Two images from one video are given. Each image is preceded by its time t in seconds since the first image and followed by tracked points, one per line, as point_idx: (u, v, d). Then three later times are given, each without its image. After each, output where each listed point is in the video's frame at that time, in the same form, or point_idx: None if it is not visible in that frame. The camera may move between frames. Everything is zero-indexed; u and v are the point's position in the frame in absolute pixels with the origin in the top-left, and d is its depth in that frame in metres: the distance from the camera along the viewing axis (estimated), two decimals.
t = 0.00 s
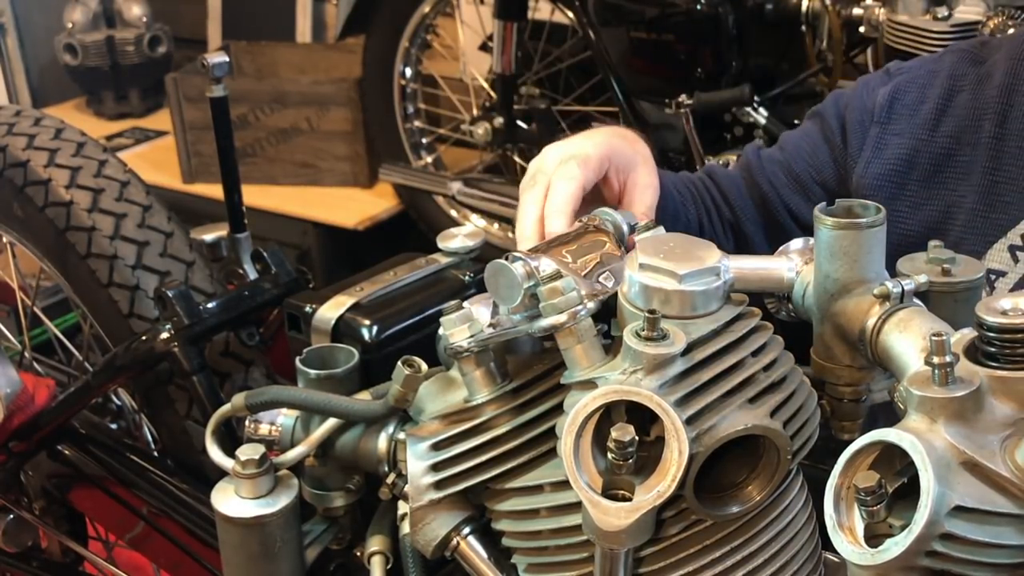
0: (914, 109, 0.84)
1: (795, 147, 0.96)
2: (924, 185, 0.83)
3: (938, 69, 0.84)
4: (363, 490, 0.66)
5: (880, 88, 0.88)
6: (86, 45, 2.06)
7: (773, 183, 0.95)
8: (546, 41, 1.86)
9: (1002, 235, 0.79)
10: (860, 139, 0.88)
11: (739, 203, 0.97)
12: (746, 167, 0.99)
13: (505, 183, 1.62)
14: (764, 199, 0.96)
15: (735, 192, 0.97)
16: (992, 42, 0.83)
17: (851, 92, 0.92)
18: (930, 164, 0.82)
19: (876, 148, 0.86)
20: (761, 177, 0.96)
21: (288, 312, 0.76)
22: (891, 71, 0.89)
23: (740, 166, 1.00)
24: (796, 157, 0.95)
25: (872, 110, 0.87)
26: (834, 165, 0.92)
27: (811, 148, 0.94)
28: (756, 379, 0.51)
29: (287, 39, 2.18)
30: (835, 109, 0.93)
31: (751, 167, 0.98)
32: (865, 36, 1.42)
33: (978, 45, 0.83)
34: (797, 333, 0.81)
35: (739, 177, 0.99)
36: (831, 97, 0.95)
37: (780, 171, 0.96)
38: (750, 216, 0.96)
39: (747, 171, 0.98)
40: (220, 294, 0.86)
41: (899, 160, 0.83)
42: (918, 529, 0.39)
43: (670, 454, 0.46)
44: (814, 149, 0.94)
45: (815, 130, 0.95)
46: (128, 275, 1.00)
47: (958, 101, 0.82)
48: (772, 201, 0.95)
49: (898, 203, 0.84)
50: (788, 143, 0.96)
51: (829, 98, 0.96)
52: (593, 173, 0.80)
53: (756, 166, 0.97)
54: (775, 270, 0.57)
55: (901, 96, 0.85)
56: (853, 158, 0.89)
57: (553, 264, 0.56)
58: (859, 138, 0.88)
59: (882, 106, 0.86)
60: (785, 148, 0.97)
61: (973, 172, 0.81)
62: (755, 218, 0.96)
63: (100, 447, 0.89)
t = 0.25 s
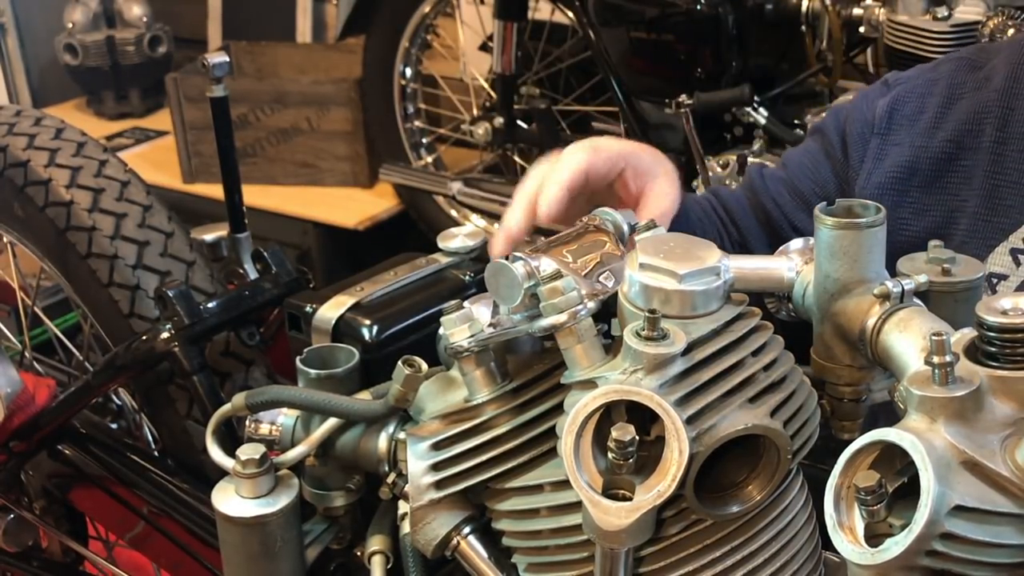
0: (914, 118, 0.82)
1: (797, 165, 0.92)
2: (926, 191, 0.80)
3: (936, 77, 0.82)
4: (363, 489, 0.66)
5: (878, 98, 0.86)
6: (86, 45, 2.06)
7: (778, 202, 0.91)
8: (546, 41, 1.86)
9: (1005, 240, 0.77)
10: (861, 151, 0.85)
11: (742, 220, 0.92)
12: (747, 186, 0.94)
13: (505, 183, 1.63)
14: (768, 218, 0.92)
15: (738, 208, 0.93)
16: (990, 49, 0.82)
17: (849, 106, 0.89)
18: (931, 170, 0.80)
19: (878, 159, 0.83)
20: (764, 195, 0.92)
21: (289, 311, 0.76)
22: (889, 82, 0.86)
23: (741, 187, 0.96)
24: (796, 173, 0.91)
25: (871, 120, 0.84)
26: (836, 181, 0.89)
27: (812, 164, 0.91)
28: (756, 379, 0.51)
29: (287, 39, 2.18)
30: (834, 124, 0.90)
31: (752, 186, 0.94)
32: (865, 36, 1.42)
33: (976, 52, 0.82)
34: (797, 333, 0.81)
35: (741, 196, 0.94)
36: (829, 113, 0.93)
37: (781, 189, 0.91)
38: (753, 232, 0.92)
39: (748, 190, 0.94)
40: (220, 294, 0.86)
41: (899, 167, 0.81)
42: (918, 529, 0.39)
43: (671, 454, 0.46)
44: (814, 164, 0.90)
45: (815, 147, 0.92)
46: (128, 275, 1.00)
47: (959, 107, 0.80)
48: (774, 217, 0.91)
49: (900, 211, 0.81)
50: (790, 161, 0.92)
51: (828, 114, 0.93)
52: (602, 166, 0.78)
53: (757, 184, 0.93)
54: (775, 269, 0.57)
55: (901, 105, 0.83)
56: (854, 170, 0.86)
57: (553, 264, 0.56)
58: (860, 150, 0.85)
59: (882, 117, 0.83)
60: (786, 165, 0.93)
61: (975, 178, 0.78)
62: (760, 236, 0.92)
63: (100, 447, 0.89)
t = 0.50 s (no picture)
0: (915, 128, 0.80)
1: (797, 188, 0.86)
2: (927, 198, 0.78)
3: (937, 85, 0.80)
4: (363, 489, 0.66)
5: (879, 111, 0.84)
6: (86, 45, 2.06)
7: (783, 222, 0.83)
8: (546, 41, 1.86)
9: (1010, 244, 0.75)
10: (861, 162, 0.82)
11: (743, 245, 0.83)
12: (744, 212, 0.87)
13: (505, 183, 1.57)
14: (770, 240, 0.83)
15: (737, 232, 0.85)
16: (988, 55, 0.80)
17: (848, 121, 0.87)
18: (933, 175, 0.77)
19: (880, 169, 0.81)
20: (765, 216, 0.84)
21: (288, 312, 0.76)
22: (889, 94, 0.85)
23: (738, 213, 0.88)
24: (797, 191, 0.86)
25: (871, 130, 0.82)
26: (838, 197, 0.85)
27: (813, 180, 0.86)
28: (756, 379, 0.51)
29: (287, 39, 2.18)
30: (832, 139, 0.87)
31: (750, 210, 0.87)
32: (865, 36, 1.42)
33: (974, 57, 0.80)
34: (797, 334, 0.81)
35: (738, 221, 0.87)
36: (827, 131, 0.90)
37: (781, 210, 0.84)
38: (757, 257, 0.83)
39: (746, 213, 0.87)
40: (220, 294, 0.86)
41: (901, 175, 0.78)
42: (918, 529, 0.39)
43: (671, 454, 0.46)
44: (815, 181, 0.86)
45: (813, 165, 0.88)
46: (128, 275, 1.00)
47: (961, 114, 0.78)
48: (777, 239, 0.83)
49: (902, 219, 0.79)
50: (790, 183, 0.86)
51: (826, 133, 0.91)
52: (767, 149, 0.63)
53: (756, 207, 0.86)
54: (775, 269, 0.57)
55: (902, 113, 0.81)
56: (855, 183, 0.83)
57: (553, 264, 0.56)
58: (861, 161, 0.82)
59: (884, 127, 0.81)
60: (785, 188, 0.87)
61: (979, 183, 0.76)
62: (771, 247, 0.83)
63: (100, 447, 0.89)
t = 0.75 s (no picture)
0: (919, 124, 0.80)
1: (802, 180, 0.85)
2: (932, 196, 0.78)
3: (941, 82, 0.80)
4: (363, 489, 0.66)
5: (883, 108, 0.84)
6: (86, 45, 2.06)
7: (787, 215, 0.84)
8: (546, 41, 1.86)
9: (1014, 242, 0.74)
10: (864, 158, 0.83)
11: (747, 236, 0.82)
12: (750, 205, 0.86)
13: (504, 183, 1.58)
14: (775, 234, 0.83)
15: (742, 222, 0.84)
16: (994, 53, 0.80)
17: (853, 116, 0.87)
18: (938, 173, 0.77)
19: (882, 164, 0.81)
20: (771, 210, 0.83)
21: (288, 312, 0.76)
22: (892, 90, 0.85)
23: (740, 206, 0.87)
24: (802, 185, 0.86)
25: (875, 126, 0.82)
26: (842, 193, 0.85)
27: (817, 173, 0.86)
28: (756, 379, 0.52)
29: (287, 39, 2.18)
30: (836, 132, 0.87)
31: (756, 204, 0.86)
32: (865, 36, 1.42)
33: (980, 55, 0.80)
34: (797, 333, 0.81)
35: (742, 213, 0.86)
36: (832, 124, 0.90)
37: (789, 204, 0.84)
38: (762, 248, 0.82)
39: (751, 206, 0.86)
40: (220, 294, 0.86)
41: (903, 172, 0.78)
42: (918, 529, 0.39)
43: (671, 454, 0.46)
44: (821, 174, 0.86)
45: (818, 157, 0.87)
46: (128, 275, 1.00)
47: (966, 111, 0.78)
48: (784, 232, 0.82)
49: (906, 217, 0.79)
50: (794, 174, 0.86)
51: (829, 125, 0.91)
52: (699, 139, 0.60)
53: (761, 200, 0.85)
54: (775, 269, 0.57)
55: (906, 109, 0.81)
56: (858, 178, 0.83)
57: (553, 264, 0.56)
58: (865, 157, 0.83)
59: (888, 124, 0.81)
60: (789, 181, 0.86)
61: (982, 180, 0.76)
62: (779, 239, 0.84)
63: (100, 447, 0.89)
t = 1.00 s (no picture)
0: (911, 126, 0.80)
1: (793, 181, 0.88)
2: (924, 197, 0.78)
3: (932, 84, 0.80)
4: (363, 489, 0.66)
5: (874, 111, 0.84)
6: (86, 45, 2.06)
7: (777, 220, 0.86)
8: (546, 41, 1.86)
9: (1007, 241, 0.74)
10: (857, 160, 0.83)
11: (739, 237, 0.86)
12: (745, 206, 0.89)
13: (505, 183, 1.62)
14: (766, 234, 0.87)
15: (735, 222, 0.88)
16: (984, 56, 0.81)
17: (845, 119, 0.88)
18: (930, 174, 0.77)
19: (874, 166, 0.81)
20: (762, 211, 0.87)
21: (288, 312, 0.76)
22: (884, 93, 0.85)
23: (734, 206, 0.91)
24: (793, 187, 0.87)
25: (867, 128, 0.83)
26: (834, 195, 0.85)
27: (808, 177, 0.87)
28: (756, 379, 0.51)
29: (287, 39, 2.18)
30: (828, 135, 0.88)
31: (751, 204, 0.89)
32: (865, 36, 1.42)
33: (971, 57, 0.81)
34: (797, 333, 0.81)
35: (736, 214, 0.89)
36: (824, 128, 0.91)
37: (781, 206, 0.86)
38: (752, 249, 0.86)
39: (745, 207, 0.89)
40: (220, 294, 0.86)
41: (896, 173, 0.78)
42: (919, 529, 0.39)
43: (671, 454, 0.46)
44: (812, 177, 0.87)
45: (809, 161, 0.89)
46: (128, 275, 1.00)
47: (956, 113, 0.78)
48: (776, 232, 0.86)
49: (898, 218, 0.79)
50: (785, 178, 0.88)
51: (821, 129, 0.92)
52: (626, 193, 0.78)
53: (755, 201, 0.88)
54: (775, 269, 0.57)
55: (898, 111, 0.81)
56: (850, 180, 0.84)
57: (553, 264, 0.56)
58: (857, 160, 0.83)
59: (878, 126, 0.82)
60: (782, 183, 0.89)
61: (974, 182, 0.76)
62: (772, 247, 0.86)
63: (100, 447, 0.89)
